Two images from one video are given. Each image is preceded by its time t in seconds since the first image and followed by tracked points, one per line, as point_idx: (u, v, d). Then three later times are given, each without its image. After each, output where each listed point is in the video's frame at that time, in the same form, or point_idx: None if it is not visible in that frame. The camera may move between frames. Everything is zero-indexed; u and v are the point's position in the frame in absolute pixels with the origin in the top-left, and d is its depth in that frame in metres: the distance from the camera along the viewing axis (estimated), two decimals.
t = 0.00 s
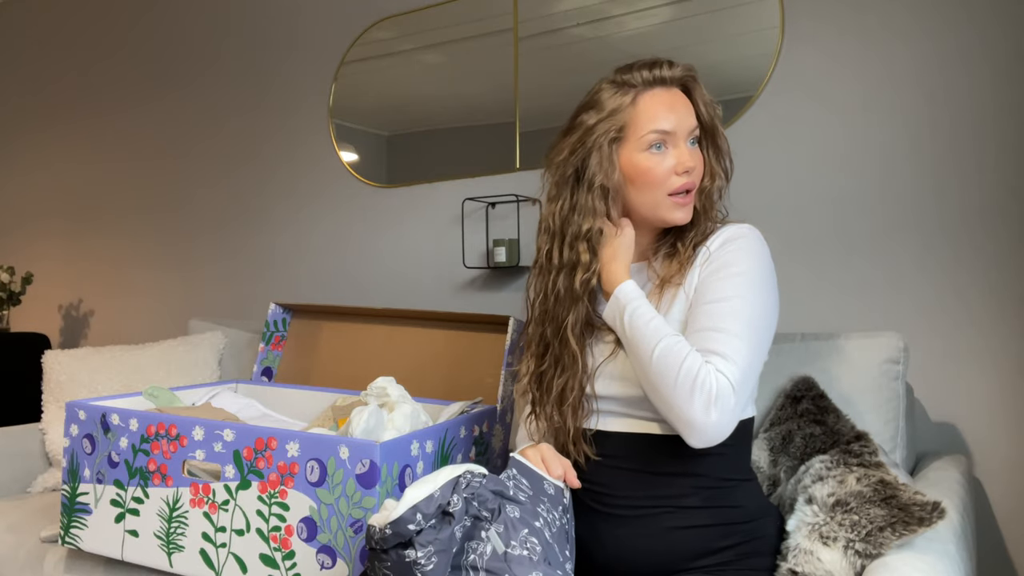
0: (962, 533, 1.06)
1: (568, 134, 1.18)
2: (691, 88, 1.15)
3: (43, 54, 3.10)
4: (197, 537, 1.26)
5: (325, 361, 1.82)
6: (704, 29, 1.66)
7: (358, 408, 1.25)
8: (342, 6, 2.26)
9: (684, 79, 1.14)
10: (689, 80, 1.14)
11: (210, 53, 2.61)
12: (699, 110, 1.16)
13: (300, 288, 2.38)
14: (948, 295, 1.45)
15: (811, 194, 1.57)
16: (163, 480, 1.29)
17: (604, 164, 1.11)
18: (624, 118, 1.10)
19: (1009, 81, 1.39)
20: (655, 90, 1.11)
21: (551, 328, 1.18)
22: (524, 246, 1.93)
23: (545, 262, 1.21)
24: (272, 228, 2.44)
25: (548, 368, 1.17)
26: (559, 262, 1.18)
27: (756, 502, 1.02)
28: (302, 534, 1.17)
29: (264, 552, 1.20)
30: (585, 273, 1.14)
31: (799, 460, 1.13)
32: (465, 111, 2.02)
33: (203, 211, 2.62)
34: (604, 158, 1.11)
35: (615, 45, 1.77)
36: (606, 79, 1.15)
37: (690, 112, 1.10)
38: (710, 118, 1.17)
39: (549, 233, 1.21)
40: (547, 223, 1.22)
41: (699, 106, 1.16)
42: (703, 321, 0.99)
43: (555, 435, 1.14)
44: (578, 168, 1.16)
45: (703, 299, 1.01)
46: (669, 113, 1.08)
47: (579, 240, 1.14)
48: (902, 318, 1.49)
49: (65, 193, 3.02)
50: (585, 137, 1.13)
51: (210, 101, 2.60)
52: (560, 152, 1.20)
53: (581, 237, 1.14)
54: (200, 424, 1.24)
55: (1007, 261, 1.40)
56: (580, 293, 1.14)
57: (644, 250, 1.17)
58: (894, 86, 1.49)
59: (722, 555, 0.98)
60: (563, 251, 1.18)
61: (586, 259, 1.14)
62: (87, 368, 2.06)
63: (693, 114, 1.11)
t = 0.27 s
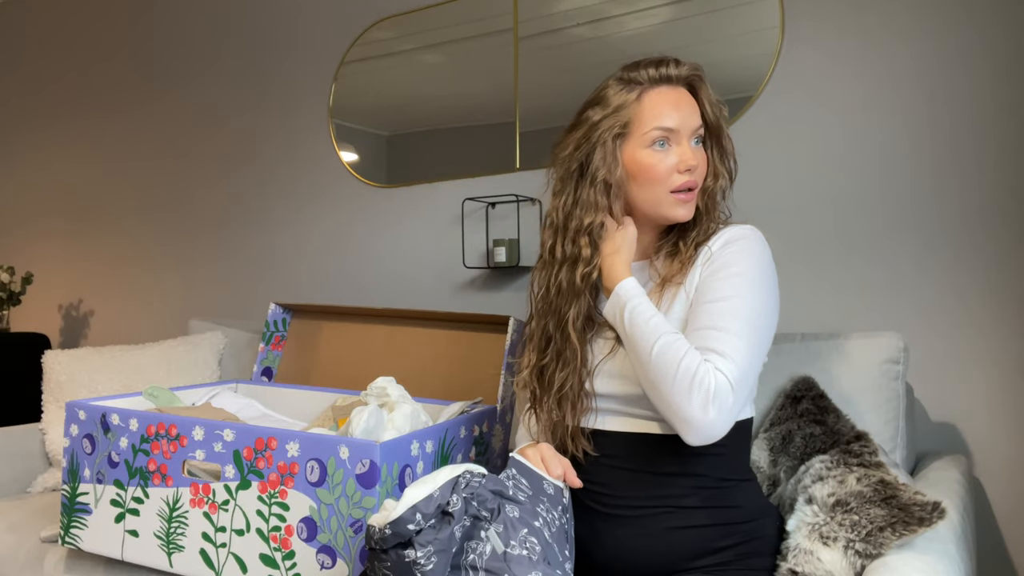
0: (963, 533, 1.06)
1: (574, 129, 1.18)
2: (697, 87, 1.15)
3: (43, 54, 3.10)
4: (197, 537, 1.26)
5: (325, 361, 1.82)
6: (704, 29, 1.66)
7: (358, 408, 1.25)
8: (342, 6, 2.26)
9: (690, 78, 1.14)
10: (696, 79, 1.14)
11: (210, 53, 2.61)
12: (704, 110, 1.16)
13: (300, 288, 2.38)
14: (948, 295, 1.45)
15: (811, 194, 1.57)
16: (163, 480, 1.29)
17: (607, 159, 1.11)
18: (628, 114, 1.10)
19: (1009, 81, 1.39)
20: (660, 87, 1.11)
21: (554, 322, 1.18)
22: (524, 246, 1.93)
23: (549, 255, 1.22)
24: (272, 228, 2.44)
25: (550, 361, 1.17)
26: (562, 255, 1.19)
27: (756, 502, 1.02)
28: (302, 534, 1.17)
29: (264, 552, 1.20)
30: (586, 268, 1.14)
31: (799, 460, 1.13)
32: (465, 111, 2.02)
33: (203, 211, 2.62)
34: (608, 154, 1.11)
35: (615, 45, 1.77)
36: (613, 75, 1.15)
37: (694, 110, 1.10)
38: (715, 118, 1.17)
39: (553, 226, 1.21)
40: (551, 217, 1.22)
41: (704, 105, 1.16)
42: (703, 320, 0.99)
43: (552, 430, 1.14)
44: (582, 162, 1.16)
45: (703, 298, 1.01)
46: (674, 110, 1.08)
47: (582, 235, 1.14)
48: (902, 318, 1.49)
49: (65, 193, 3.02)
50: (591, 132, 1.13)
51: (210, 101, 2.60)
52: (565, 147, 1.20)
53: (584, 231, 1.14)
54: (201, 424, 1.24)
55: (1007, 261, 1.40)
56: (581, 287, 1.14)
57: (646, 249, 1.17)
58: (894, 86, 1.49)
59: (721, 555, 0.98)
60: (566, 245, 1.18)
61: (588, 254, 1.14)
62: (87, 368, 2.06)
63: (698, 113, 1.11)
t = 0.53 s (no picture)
0: (963, 534, 1.06)
1: (577, 128, 1.19)
2: (699, 85, 1.14)
3: (43, 54, 3.10)
4: (197, 537, 1.26)
5: (325, 361, 1.82)
6: (705, 29, 1.66)
7: (358, 408, 1.25)
8: (342, 5, 2.26)
9: (692, 77, 1.14)
10: (697, 78, 1.14)
11: (210, 53, 2.61)
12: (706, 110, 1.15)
13: (300, 288, 2.38)
14: (948, 295, 1.45)
15: (811, 194, 1.57)
16: (163, 480, 1.29)
17: (609, 156, 1.11)
18: (629, 112, 1.10)
19: (1009, 82, 1.39)
20: (661, 86, 1.11)
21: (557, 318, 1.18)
22: (524, 246, 1.93)
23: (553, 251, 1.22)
24: (272, 228, 2.44)
25: (551, 356, 1.17)
26: (566, 251, 1.19)
27: (756, 502, 1.02)
28: (302, 534, 1.17)
29: (264, 552, 1.20)
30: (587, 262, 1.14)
31: (799, 461, 1.13)
32: (465, 110, 2.02)
33: (203, 211, 2.62)
34: (609, 151, 1.11)
35: (615, 44, 1.77)
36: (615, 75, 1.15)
37: (696, 108, 1.10)
38: (717, 118, 1.16)
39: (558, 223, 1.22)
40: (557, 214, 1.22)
41: (706, 105, 1.15)
42: (708, 322, 0.99)
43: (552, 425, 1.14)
44: (585, 160, 1.16)
45: (708, 300, 1.01)
46: (674, 109, 1.08)
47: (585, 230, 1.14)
48: (903, 318, 1.49)
49: (65, 193, 3.02)
50: (593, 129, 1.14)
51: (210, 101, 2.60)
52: (569, 145, 1.21)
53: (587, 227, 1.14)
54: (200, 424, 1.24)
55: (1007, 261, 1.40)
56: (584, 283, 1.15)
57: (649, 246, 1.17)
58: (895, 86, 1.49)
59: (720, 555, 0.98)
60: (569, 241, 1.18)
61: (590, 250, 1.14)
62: (88, 368, 2.06)
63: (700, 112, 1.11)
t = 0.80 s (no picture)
0: (963, 534, 1.06)
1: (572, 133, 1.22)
2: (677, 78, 1.11)
3: (42, 54, 3.10)
4: (197, 537, 1.26)
5: (325, 361, 1.82)
6: (705, 29, 1.66)
7: (358, 408, 1.25)
8: (342, 6, 2.26)
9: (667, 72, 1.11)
10: (674, 73, 1.11)
11: (210, 53, 2.61)
12: (686, 104, 1.09)
13: (300, 288, 2.38)
14: (948, 296, 1.45)
15: (811, 194, 1.57)
16: (163, 480, 1.29)
17: (594, 155, 1.14)
18: (609, 113, 1.12)
19: (1009, 82, 1.39)
20: (635, 87, 1.11)
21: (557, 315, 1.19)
22: (523, 247, 1.93)
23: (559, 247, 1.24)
24: (272, 228, 2.44)
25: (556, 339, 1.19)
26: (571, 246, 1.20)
27: (755, 501, 1.02)
28: (302, 534, 1.17)
29: (264, 552, 1.20)
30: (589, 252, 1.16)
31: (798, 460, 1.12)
32: (465, 111, 2.02)
33: (203, 211, 2.62)
34: (595, 151, 1.14)
35: (615, 45, 1.77)
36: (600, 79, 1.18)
37: (669, 105, 1.07)
38: (701, 110, 1.09)
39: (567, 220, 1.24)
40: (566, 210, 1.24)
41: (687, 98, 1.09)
42: (752, 359, 0.97)
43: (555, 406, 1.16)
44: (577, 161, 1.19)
45: (743, 332, 0.99)
46: (644, 108, 1.07)
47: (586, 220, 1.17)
48: (902, 318, 1.49)
49: (65, 193, 3.02)
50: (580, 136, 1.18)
51: (210, 101, 2.60)
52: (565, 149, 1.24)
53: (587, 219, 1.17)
54: (201, 424, 1.24)
55: (1008, 261, 1.40)
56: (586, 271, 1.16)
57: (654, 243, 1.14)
58: (895, 86, 1.49)
59: (719, 554, 0.98)
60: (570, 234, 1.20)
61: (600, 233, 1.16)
62: (88, 368, 2.06)
63: (677, 108, 1.08)
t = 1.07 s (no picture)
0: (963, 534, 1.06)
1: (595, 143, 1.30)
2: (638, 78, 1.13)
3: (42, 54, 3.10)
4: (197, 537, 1.27)
5: (325, 361, 1.82)
6: (705, 29, 1.66)
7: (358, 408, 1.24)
8: (342, 6, 2.26)
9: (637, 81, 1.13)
10: (642, 81, 1.12)
11: (210, 53, 2.61)
12: (649, 111, 1.10)
13: (300, 287, 2.38)
14: (948, 296, 1.45)
15: (811, 194, 1.57)
16: (163, 480, 1.29)
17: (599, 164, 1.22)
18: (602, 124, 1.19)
19: (1008, 81, 1.40)
20: (615, 99, 1.16)
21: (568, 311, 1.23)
22: (523, 247, 1.93)
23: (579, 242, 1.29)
24: (272, 228, 2.44)
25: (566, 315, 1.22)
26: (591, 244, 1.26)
27: (755, 501, 1.02)
28: (302, 534, 1.17)
29: (264, 552, 1.21)
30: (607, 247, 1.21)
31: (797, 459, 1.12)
32: (465, 111, 2.02)
33: (203, 210, 2.62)
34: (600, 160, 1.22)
35: (614, 45, 1.77)
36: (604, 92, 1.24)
37: (632, 115, 1.10)
38: (665, 114, 1.10)
39: (590, 222, 1.28)
40: (587, 213, 1.29)
41: (652, 104, 1.10)
42: (754, 358, 0.99)
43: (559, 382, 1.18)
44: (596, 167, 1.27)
45: (749, 332, 1.00)
46: (612, 121, 1.12)
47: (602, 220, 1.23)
48: (903, 318, 1.49)
49: (65, 193, 3.02)
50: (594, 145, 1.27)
51: (210, 101, 2.60)
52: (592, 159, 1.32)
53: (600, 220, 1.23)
54: (200, 424, 1.24)
55: (1008, 261, 1.40)
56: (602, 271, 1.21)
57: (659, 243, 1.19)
58: (895, 86, 1.49)
59: (719, 554, 0.98)
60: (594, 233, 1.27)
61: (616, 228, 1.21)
62: (88, 368, 2.05)
63: (642, 117, 1.10)
